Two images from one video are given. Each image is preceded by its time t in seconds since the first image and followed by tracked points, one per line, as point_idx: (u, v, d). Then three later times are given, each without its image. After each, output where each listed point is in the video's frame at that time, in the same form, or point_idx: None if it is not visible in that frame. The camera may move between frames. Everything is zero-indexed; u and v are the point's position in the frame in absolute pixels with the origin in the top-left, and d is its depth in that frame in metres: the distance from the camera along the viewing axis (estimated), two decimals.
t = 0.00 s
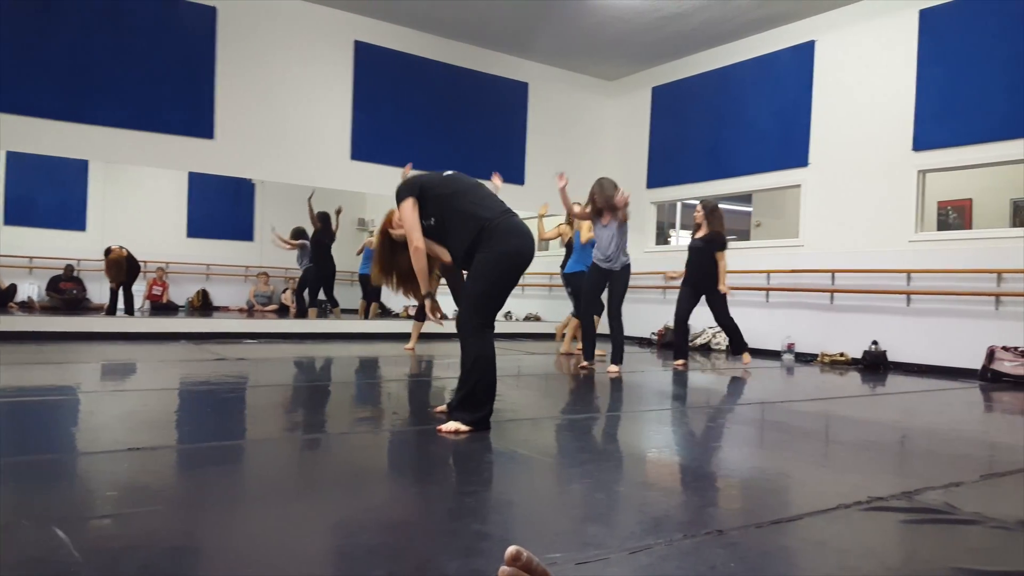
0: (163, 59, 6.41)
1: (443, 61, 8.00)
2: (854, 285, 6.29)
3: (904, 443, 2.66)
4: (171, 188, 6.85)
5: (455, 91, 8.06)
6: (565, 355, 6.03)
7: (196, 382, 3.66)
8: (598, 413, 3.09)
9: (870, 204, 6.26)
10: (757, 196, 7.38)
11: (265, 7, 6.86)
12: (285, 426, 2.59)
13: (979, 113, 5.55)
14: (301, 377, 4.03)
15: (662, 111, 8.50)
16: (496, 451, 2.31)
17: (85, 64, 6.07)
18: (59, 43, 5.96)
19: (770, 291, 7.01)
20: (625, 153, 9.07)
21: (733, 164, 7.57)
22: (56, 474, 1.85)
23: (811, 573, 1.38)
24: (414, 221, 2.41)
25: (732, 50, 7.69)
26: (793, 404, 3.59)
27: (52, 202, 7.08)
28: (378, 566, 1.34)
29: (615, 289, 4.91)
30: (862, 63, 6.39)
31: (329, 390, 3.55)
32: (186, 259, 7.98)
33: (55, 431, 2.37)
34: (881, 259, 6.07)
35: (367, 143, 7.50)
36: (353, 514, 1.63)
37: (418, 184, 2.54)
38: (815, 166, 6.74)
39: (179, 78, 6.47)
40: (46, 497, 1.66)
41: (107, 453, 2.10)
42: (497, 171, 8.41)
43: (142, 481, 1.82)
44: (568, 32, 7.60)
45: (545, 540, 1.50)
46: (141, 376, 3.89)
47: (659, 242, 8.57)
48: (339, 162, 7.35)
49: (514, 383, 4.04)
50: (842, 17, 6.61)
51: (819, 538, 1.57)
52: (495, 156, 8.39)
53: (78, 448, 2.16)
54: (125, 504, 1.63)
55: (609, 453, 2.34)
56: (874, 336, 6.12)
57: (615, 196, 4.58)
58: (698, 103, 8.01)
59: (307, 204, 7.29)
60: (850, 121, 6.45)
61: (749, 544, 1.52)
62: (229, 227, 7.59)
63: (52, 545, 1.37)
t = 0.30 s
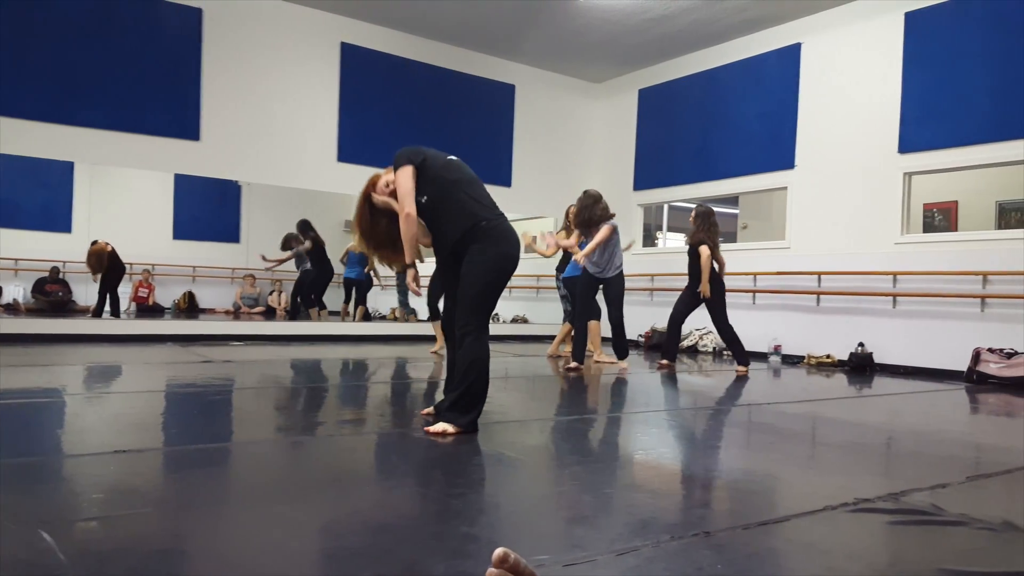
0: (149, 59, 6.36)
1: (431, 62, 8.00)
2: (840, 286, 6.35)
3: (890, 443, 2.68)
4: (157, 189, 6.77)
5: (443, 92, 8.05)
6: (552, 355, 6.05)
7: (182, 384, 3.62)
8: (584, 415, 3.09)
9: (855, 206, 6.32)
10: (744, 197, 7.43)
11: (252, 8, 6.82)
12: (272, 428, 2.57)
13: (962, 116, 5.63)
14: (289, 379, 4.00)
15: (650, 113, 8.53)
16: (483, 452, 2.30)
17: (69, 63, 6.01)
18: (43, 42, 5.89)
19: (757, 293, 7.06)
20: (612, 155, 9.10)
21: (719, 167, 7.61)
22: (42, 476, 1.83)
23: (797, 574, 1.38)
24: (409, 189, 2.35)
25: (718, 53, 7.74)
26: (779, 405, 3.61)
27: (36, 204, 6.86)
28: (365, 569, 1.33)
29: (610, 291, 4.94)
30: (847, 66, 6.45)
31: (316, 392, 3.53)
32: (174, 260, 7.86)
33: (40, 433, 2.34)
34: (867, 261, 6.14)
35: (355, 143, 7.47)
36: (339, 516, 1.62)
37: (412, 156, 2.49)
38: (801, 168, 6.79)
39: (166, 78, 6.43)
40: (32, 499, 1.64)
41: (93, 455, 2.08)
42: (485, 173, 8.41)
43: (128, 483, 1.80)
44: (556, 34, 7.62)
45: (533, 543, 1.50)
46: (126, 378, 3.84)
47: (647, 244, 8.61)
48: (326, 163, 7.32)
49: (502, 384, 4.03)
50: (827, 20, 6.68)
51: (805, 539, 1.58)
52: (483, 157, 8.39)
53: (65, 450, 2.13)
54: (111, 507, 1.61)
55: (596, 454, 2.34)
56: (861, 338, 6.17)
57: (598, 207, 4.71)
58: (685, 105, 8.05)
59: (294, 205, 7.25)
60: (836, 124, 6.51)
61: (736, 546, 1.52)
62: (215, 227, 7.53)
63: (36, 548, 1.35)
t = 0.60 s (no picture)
0: (141, 59, 6.35)
1: (425, 63, 7.99)
2: (833, 287, 6.37)
3: (883, 443, 2.69)
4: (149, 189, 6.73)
5: (436, 93, 8.05)
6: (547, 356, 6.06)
7: (174, 385, 3.60)
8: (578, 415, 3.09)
9: (847, 206, 6.35)
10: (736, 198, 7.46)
11: (244, 8, 6.80)
12: (266, 429, 2.56)
13: (953, 117, 5.67)
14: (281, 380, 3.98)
15: (643, 114, 8.56)
16: (476, 453, 2.30)
17: (60, 63, 6.00)
18: (34, 42, 5.88)
19: (750, 294, 7.07)
20: (605, 156, 9.12)
21: (711, 167, 7.64)
22: (33, 477, 1.82)
23: (791, 574, 1.38)
24: (421, 157, 2.39)
25: (710, 54, 7.77)
26: (771, 405, 3.63)
27: (28, 205, 6.62)
28: (358, 570, 1.32)
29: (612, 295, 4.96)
30: (839, 67, 6.49)
31: (310, 392, 3.52)
32: (167, 261, 7.37)
33: (30, 434, 2.32)
34: (860, 262, 6.16)
35: (348, 144, 7.46)
36: (332, 517, 1.61)
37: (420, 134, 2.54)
38: (794, 169, 6.82)
39: (158, 79, 6.42)
40: (23, 500, 1.63)
41: (85, 455, 2.07)
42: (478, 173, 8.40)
43: (120, 484, 1.79)
44: (549, 34, 7.63)
45: (526, 543, 1.49)
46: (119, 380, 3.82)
47: (640, 245, 8.62)
48: (319, 164, 7.30)
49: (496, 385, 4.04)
50: (818, 21, 6.72)
51: (797, 538, 1.59)
52: (477, 158, 8.38)
53: (56, 451, 2.12)
54: (103, 508, 1.60)
55: (591, 455, 2.34)
56: (854, 338, 6.20)
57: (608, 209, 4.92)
58: (678, 106, 8.08)
59: (287, 205, 7.22)
60: (828, 125, 6.54)
61: (729, 546, 1.52)
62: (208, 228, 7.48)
63: (27, 549, 1.34)
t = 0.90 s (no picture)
0: (130, 58, 6.30)
1: (416, 63, 7.98)
2: (823, 288, 6.41)
3: (871, 444, 2.72)
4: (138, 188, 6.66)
5: (427, 93, 8.04)
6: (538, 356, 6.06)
7: (162, 386, 3.57)
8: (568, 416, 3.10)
9: (836, 208, 6.40)
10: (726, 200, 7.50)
11: (235, 7, 6.76)
12: (256, 430, 2.54)
13: (941, 121, 5.72)
14: (270, 381, 3.96)
15: (634, 116, 8.59)
16: (466, 454, 2.30)
17: (47, 60, 5.94)
18: (21, 39, 5.81)
19: (740, 295, 7.11)
20: (595, 157, 9.14)
21: (701, 169, 7.68)
22: (20, 480, 1.80)
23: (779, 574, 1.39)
24: (444, 143, 2.36)
25: (700, 56, 7.81)
26: (760, 406, 3.65)
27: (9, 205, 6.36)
28: (347, 571, 1.32)
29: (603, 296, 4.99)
30: (829, 70, 6.53)
31: (299, 393, 3.50)
32: (157, 261, 7.28)
33: (16, 436, 2.29)
34: (849, 264, 6.21)
35: (338, 144, 7.43)
36: (322, 518, 1.61)
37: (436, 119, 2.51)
38: (784, 171, 6.86)
39: (147, 78, 6.38)
40: (8, 503, 1.61)
41: (72, 457, 2.05)
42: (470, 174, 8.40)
43: (108, 486, 1.78)
44: (541, 36, 7.64)
45: (516, 544, 1.50)
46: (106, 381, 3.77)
47: (630, 246, 8.65)
48: (309, 164, 7.27)
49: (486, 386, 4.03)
50: (808, 25, 6.76)
51: (786, 539, 1.60)
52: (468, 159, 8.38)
53: (43, 453, 2.09)
54: (91, 510, 1.58)
55: (581, 455, 2.35)
56: (842, 340, 6.24)
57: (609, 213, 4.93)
58: (668, 108, 8.11)
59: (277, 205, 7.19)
60: (819, 127, 6.57)
61: (718, 546, 1.53)
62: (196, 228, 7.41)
63: (13, 552, 1.32)
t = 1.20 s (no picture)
0: (122, 57, 6.26)
1: (408, 64, 7.97)
2: (814, 289, 6.45)
3: (862, 444, 2.74)
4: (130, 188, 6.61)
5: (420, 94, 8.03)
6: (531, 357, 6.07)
7: (155, 387, 3.56)
8: (560, 416, 3.10)
9: (827, 210, 6.44)
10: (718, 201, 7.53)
11: (226, 6, 6.73)
12: (248, 431, 2.54)
13: (933, 122, 5.76)
14: (263, 382, 3.95)
15: (626, 117, 8.61)
16: (459, 454, 2.30)
17: (38, 60, 5.90)
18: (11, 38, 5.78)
19: (732, 296, 7.13)
20: (587, 158, 9.16)
21: (693, 170, 7.70)
22: (12, 480, 1.78)
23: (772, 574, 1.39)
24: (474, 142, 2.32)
25: (693, 57, 7.83)
26: (750, 406, 3.67)
27: None
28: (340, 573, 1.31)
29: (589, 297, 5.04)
30: (823, 70, 6.56)
31: (292, 394, 3.49)
32: (150, 262, 7.14)
33: (7, 437, 2.27)
34: (840, 264, 6.24)
35: (331, 144, 7.42)
36: (315, 519, 1.60)
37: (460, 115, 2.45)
38: (775, 172, 6.89)
39: (139, 78, 6.35)
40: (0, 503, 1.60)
41: (64, 458, 2.03)
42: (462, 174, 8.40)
43: (99, 487, 1.76)
44: (534, 37, 7.65)
45: (509, 545, 1.49)
46: (97, 382, 3.75)
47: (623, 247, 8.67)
48: (302, 165, 7.25)
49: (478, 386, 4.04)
50: (800, 26, 6.80)
51: (780, 539, 1.60)
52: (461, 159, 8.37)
53: (34, 454, 2.08)
54: (85, 511, 1.57)
55: (574, 456, 2.35)
56: (833, 341, 6.28)
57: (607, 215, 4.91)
58: (661, 109, 8.13)
59: (270, 206, 7.16)
60: (811, 128, 6.60)
61: (711, 547, 1.53)
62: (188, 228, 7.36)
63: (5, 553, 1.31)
